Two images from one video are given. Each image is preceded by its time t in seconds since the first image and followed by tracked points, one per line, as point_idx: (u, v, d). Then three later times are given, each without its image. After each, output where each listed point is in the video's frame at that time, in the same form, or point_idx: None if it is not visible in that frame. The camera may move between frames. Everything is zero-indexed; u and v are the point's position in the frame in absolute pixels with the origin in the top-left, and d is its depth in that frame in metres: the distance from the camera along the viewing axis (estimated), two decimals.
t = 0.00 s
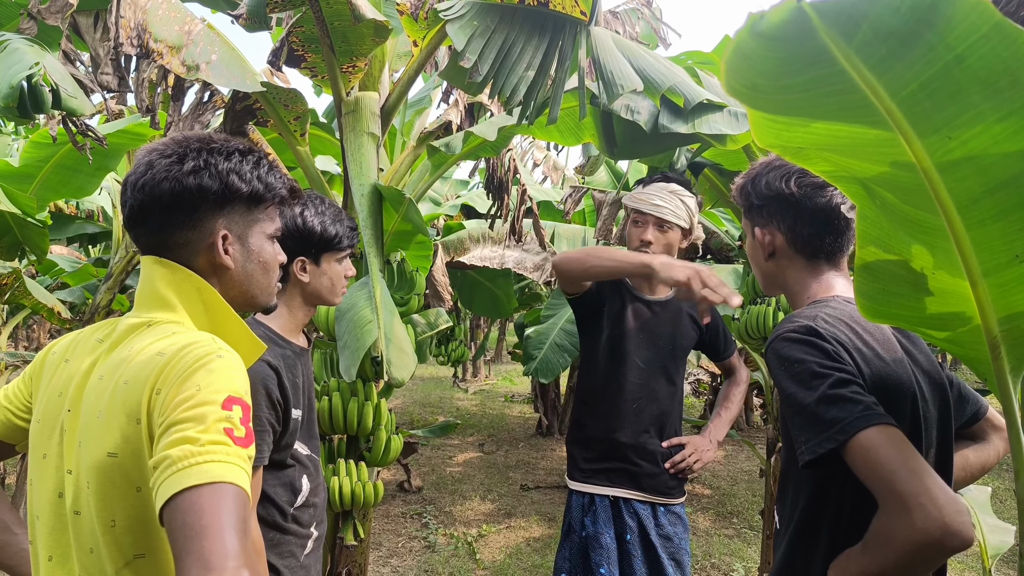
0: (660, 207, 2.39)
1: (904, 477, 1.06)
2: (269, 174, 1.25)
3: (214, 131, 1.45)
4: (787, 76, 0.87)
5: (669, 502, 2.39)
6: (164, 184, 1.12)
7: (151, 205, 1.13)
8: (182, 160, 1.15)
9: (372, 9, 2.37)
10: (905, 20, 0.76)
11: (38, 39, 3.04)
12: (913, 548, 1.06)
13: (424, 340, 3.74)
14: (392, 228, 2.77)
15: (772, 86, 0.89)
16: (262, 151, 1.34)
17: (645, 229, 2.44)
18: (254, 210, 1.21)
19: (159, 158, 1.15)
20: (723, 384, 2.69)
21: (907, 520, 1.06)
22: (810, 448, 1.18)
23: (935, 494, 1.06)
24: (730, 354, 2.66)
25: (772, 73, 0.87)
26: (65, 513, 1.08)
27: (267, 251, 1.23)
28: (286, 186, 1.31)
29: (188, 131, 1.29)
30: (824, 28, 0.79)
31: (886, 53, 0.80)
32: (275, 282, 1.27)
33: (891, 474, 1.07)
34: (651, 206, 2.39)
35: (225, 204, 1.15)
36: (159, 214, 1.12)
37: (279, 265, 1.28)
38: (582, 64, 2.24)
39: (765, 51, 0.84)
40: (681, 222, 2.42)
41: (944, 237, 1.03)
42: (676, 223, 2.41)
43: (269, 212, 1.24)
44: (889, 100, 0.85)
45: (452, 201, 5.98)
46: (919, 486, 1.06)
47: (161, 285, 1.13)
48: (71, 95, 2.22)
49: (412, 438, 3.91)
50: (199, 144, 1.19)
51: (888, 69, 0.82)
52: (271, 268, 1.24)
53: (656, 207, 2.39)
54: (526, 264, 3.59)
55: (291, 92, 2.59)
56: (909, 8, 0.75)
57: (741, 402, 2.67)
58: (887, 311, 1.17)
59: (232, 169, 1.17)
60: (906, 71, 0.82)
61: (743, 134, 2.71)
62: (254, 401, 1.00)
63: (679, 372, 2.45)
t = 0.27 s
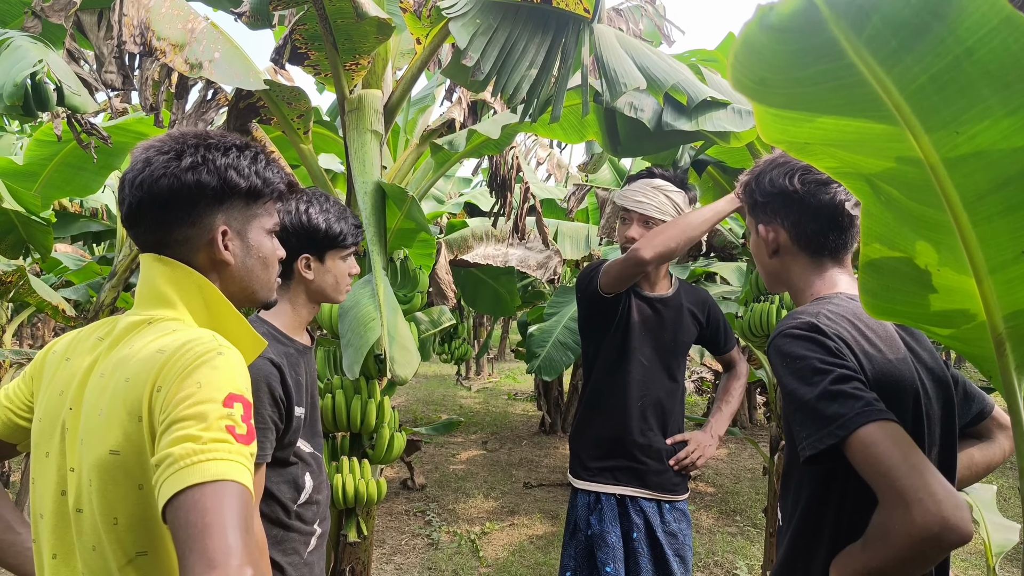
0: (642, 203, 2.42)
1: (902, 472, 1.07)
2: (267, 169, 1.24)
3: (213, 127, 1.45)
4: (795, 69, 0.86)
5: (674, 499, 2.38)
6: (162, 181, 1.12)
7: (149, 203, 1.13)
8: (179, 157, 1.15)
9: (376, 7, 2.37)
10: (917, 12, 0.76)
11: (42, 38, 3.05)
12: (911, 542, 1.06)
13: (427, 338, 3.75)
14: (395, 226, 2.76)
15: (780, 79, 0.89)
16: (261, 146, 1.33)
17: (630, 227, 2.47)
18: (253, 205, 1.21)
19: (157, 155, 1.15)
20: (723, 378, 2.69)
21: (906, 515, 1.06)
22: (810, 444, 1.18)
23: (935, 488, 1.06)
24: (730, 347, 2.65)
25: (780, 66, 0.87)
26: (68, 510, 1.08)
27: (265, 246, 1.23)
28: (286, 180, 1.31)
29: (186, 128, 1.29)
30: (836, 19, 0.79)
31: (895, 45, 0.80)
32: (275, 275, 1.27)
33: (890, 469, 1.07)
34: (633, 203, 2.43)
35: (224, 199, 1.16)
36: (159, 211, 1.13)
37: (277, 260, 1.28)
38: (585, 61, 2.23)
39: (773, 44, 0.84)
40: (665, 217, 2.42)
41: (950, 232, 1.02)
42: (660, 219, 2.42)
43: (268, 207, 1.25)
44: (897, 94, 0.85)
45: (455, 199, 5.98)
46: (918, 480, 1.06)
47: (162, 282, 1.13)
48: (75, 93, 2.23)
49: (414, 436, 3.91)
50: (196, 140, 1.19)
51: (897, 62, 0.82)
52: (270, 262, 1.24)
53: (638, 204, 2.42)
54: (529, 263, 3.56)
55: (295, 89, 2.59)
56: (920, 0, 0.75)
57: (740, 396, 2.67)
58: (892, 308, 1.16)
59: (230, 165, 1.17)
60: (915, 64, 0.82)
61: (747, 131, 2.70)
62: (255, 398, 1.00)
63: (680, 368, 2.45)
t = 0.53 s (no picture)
0: (643, 202, 2.42)
1: (904, 468, 1.06)
2: (271, 170, 1.24)
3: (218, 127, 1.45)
4: (793, 68, 0.86)
5: (676, 499, 2.37)
6: (168, 180, 1.12)
7: (155, 203, 1.13)
8: (185, 156, 1.15)
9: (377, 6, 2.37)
10: (912, 12, 0.76)
11: (44, 38, 3.05)
12: (913, 539, 1.06)
13: (429, 337, 3.75)
14: (397, 224, 2.80)
15: (779, 78, 0.88)
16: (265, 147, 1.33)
17: (631, 225, 2.42)
18: (258, 206, 1.21)
19: (163, 155, 1.15)
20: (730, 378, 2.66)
21: (908, 511, 1.06)
22: (812, 441, 1.18)
23: (937, 484, 1.06)
24: (736, 347, 2.59)
25: (778, 65, 0.86)
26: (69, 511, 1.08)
27: (269, 247, 1.23)
28: (289, 181, 1.30)
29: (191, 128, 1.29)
30: (830, 19, 0.79)
31: (892, 45, 0.80)
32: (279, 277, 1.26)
33: (892, 466, 1.07)
34: (633, 201, 2.44)
35: (228, 200, 1.16)
36: (164, 210, 1.13)
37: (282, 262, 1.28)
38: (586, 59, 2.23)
39: (770, 44, 0.83)
40: (666, 215, 2.42)
41: (952, 230, 1.02)
42: (662, 216, 2.42)
43: (272, 207, 1.24)
44: (896, 93, 0.85)
45: (457, 197, 5.99)
46: (920, 477, 1.06)
47: (162, 281, 1.13)
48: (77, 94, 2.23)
49: (418, 435, 3.92)
50: (202, 140, 1.19)
51: (894, 61, 0.82)
52: (274, 264, 1.24)
53: (638, 203, 2.43)
54: (531, 262, 3.55)
55: (296, 89, 2.59)
56: None
57: (749, 397, 2.61)
58: (894, 306, 1.15)
59: (235, 165, 1.17)
60: (913, 63, 0.81)
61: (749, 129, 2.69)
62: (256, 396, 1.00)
63: (684, 368, 2.44)
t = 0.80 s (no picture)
0: (644, 201, 2.43)
1: (903, 466, 1.06)
2: (288, 180, 1.26)
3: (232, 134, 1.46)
4: (798, 67, 0.86)
5: (678, 500, 2.37)
6: (187, 181, 1.13)
7: (172, 202, 1.13)
8: (206, 159, 1.17)
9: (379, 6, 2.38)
10: (917, 9, 0.76)
11: (48, 38, 3.06)
12: (910, 537, 1.06)
13: (432, 337, 3.75)
14: (400, 224, 2.82)
15: (783, 77, 0.88)
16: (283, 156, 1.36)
17: (632, 225, 2.44)
18: (272, 213, 1.22)
19: (185, 155, 1.16)
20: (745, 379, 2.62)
21: (906, 509, 1.06)
22: (812, 439, 1.18)
23: (935, 483, 1.05)
24: (749, 347, 2.60)
25: (782, 64, 0.86)
26: (71, 510, 1.09)
27: (278, 254, 1.23)
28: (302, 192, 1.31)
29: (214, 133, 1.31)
30: (835, 15, 0.79)
31: (897, 43, 0.80)
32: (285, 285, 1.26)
33: (891, 464, 1.07)
34: (634, 200, 2.45)
35: (244, 205, 1.17)
36: (178, 210, 1.13)
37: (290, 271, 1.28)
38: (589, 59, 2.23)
39: (774, 42, 0.83)
40: (668, 213, 2.43)
41: (955, 229, 1.01)
42: (662, 215, 2.42)
43: (285, 217, 1.26)
44: (900, 91, 0.85)
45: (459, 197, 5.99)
46: (918, 475, 1.06)
47: (166, 281, 1.13)
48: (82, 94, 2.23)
49: (420, 435, 3.92)
50: (225, 145, 1.21)
51: (900, 59, 0.82)
52: (281, 271, 1.24)
53: (639, 201, 2.44)
54: (533, 261, 3.52)
55: (299, 89, 2.60)
56: None
57: (763, 397, 2.59)
58: (898, 306, 1.15)
59: (254, 172, 1.19)
60: (918, 61, 0.81)
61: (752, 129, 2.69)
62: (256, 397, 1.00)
63: (688, 368, 2.42)
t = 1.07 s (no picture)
0: (645, 204, 2.43)
1: (902, 464, 1.06)
2: (285, 178, 1.26)
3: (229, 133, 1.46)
4: (800, 69, 0.86)
5: (675, 499, 2.35)
6: (184, 183, 1.13)
7: (171, 204, 1.14)
8: (202, 160, 1.17)
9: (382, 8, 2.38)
10: (919, 11, 0.76)
11: (52, 40, 3.08)
12: (910, 535, 1.06)
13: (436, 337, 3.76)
14: (404, 224, 2.80)
15: (786, 80, 0.88)
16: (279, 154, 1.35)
17: (633, 227, 2.44)
18: (270, 212, 1.23)
19: (181, 157, 1.16)
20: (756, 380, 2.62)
21: (906, 507, 1.06)
22: (812, 437, 1.18)
23: (936, 481, 1.05)
24: (759, 347, 2.55)
25: (784, 67, 0.86)
26: (77, 511, 1.10)
27: (279, 252, 1.24)
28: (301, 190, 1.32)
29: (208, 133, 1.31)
30: (838, 18, 0.79)
31: (899, 44, 0.80)
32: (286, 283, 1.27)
33: (892, 462, 1.07)
34: (635, 202, 2.45)
35: (243, 204, 1.17)
36: (178, 212, 1.14)
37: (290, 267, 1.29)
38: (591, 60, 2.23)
39: (776, 45, 0.83)
40: (669, 216, 2.42)
41: (960, 228, 1.01)
42: (663, 218, 2.42)
43: (284, 214, 1.26)
44: (903, 93, 0.84)
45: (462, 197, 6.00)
46: (918, 473, 1.05)
47: (171, 283, 1.14)
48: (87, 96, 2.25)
49: (424, 435, 3.93)
50: (220, 145, 1.21)
51: (902, 60, 0.81)
52: (282, 269, 1.25)
53: (640, 204, 2.44)
54: (537, 261, 3.51)
55: (302, 91, 2.61)
56: None
57: (773, 401, 2.57)
58: (901, 305, 1.15)
59: (251, 171, 1.19)
60: (920, 62, 0.81)
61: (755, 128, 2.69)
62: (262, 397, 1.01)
63: (692, 369, 2.40)
